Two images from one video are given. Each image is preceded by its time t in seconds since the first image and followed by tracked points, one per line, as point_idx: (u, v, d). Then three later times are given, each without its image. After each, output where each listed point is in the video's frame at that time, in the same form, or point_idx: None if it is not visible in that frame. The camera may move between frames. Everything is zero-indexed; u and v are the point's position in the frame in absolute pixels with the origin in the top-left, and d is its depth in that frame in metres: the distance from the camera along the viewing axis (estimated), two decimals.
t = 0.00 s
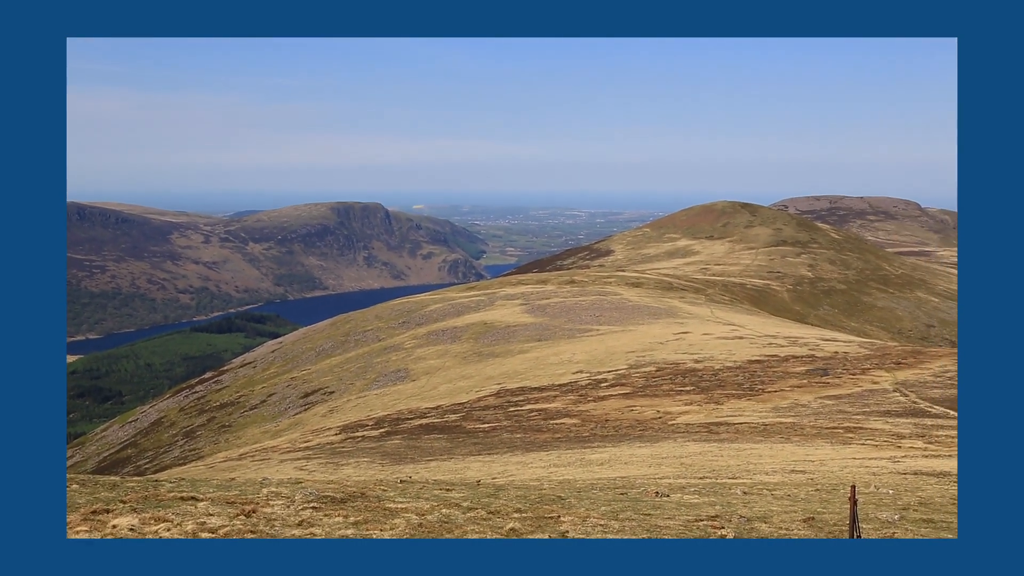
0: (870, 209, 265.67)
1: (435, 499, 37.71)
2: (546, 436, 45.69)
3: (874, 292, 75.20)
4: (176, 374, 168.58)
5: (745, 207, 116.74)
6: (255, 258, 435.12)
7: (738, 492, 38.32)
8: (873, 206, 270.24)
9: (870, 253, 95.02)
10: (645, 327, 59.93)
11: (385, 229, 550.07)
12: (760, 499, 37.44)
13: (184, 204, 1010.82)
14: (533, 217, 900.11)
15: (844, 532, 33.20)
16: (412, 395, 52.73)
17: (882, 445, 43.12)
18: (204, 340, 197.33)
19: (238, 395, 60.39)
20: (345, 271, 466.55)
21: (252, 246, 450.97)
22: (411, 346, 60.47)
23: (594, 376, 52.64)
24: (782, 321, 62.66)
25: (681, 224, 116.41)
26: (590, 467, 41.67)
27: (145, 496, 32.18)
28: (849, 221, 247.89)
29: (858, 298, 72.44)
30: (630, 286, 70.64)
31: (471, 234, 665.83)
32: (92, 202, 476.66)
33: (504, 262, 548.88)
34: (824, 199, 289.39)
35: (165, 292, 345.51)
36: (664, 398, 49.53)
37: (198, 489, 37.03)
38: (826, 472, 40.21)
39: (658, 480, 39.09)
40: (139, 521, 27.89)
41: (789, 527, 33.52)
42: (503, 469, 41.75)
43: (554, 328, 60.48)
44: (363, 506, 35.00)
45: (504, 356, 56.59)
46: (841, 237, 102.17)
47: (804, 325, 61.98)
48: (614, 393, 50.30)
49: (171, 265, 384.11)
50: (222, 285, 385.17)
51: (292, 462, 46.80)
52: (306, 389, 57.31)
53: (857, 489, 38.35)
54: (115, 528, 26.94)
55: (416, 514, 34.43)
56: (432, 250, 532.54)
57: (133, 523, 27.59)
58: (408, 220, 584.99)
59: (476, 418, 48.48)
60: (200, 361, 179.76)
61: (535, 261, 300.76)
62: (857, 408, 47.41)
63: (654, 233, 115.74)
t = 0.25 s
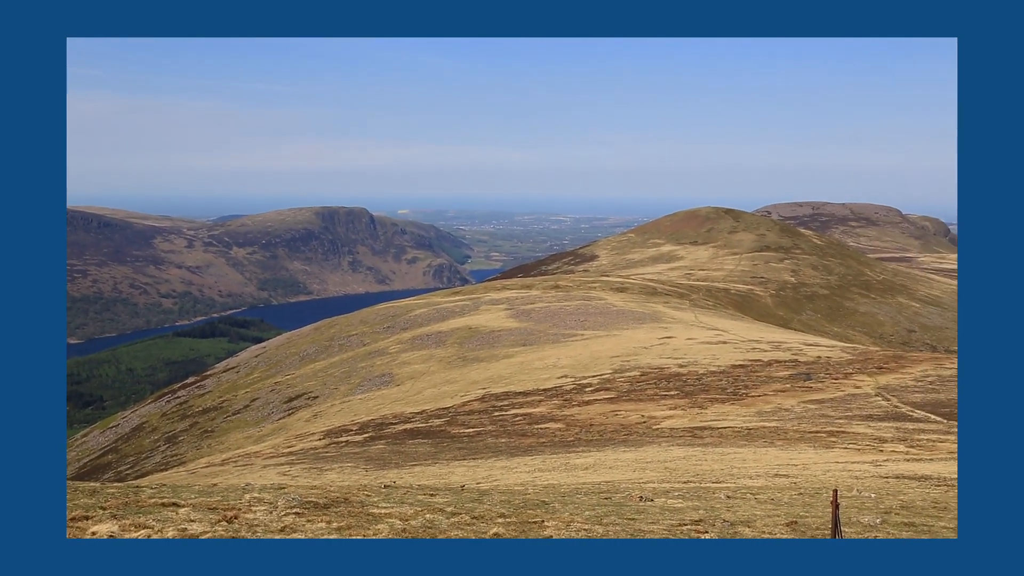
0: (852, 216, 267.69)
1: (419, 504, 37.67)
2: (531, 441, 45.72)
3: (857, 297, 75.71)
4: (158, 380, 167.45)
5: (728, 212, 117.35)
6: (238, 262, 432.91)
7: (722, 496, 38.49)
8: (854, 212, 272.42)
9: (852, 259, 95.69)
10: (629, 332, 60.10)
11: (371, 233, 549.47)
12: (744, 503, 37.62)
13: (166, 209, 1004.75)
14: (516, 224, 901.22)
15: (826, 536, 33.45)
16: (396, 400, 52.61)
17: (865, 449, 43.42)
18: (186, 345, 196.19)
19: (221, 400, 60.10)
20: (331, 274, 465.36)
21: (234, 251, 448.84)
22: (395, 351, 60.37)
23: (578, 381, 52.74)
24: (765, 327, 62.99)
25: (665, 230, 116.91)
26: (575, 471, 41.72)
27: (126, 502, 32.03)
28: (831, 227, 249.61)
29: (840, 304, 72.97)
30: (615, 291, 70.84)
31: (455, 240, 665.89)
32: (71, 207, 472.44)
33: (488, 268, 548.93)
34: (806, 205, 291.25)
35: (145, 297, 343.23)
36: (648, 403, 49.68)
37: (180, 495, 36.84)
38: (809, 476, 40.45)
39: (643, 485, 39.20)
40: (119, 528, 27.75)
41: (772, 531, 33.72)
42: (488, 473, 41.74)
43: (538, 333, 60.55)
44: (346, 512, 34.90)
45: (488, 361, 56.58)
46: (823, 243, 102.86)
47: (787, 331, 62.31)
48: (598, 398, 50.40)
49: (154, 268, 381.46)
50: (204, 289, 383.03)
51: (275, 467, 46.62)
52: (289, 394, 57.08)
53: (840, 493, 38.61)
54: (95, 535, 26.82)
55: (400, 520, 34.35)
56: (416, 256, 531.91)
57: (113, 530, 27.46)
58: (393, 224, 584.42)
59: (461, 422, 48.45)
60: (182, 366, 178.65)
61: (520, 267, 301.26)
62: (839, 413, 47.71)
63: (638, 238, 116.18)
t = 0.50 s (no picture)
0: (835, 217, 268.94)
1: (402, 504, 37.53)
2: (515, 441, 45.65)
3: (840, 298, 76.01)
4: (141, 381, 166.59)
5: (712, 213, 117.66)
6: (220, 264, 431.17)
7: (705, 497, 38.50)
8: (837, 213, 273.59)
9: (835, 260, 96.11)
10: (614, 333, 60.13)
11: (354, 234, 548.93)
12: (727, 503, 37.66)
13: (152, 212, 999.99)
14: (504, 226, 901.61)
15: (808, 535, 33.55)
16: (380, 401, 52.46)
17: (848, 450, 43.55)
18: (170, 346, 195.30)
19: (204, 401, 59.79)
20: (313, 276, 465.33)
21: (218, 252, 447.06)
22: (379, 352, 60.21)
23: (563, 381, 52.72)
24: (749, 327, 63.15)
25: (650, 230, 117.13)
26: (559, 472, 41.67)
27: (108, 503, 31.79)
28: (814, 228, 250.55)
29: (823, 304, 73.22)
30: (599, 292, 70.88)
31: (440, 242, 666.05)
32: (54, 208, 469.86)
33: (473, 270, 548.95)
34: (790, 207, 292.33)
35: (128, 298, 341.29)
36: (632, 403, 49.70)
37: (162, 495, 36.59)
38: (793, 476, 40.52)
39: (627, 485, 39.19)
40: (101, 529, 27.54)
41: (755, 531, 33.77)
42: (472, 474, 41.65)
43: (523, 334, 60.52)
44: (330, 512, 34.76)
45: (472, 362, 56.50)
46: (807, 244, 103.27)
47: (771, 331, 62.49)
48: (583, 399, 50.38)
49: (135, 270, 378.72)
50: (189, 290, 381.51)
51: (259, 468, 46.41)
52: (273, 395, 56.85)
53: (823, 493, 38.69)
54: (76, 536, 26.60)
55: (383, 521, 34.23)
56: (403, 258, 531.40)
57: (95, 531, 27.24)
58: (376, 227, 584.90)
59: (445, 423, 48.34)
60: (165, 367, 177.80)
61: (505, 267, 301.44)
62: (823, 413, 47.84)
63: (622, 239, 116.34)
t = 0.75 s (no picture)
0: (823, 217, 269.34)
1: (388, 506, 37.32)
2: (501, 442, 45.46)
3: (826, 298, 75.99)
4: (125, 381, 165.90)
5: (698, 213, 117.65)
6: (206, 264, 431.10)
7: (691, 498, 38.32)
8: (824, 213, 274.00)
9: (821, 260, 96.18)
10: (600, 334, 59.97)
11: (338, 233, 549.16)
12: (714, 505, 37.48)
13: (145, 212, 997.02)
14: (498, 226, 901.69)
15: (795, 536, 33.42)
16: (367, 401, 52.27)
17: (834, 450, 43.42)
18: (155, 346, 194.72)
19: (190, 402, 59.50)
20: (299, 276, 466.23)
21: (203, 253, 447.98)
22: (366, 353, 60.00)
23: (549, 382, 52.52)
24: (735, 328, 63.05)
25: (635, 230, 117.01)
26: (544, 473, 41.49)
27: (92, 505, 31.50)
28: (801, 228, 250.97)
29: (810, 304, 73.16)
30: (585, 292, 70.71)
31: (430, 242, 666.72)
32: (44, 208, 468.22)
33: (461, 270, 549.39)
34: (777, 206, 292.65)
35: (114, 299, 339.91)
36: (619, 404, 49.52)
37: (146, 497, 36.29)
38: (779, 477, 40.37)
39: (613, 486, 39.01)
40: (86, 530, 27.26)
41: (741, 532, 33.61)
42: (457, 475, 41.48)
43: (509, 335, 60.34)
44: (315, 513, 34.53)
45: (459, 363, 56.32)
46: (793, 244, 103.34)
47: (757, 332, 62.40)
48: (569, 399, 50.19)
49: (125, 270, 377.39)
50: (172, 291, 379.87)
51: (245, 469, 46.16)
52: (260, 396, 56.59)
53: (810, 494, 38.53)
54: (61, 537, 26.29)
55: (369, 522, 34.02)
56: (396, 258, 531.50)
57: (80, 533, 26.96)
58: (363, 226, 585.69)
59: (430, 424, 48.15)
60: (150, 368, 177.12)
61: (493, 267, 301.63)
62: (808, 414, 47.71)
63: (608, 239, 116.18)
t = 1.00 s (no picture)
0: (796, 219, 271.47)
1: (364, 509, 37.18)
2: (478, 444, 45.42)
3: (801, 299, 76.55)
4: (96, 386, 164.16)
5: (674, 215, 118.17)
6: (179, 267, 426.40)
7: (668, 498, 38.48)
8: (798, 215, 276.20)
9: (796, 261, 96.93)
10: (576, 335, 60.06)
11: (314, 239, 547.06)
12: (690, 505, 37.66)
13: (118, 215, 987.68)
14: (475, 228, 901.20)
15: (770, 535, 33.72)
16: (343, 405, 52.04)
17: (809, 450, 43.76)
18: (127, 351, 192.80)
19: (164, 407, 59.00)
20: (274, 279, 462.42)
21: (180, 257, 442.90)
22: (343, 356, 59.76)
23: (526, 384, 52.55)
24: (711, 329, 63.38)
25: (612, 232, 117.35)
26: (521, 475, 41.49)
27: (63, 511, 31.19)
28: (775, 229, 252.75)
29: (785, 305, 73.65)
30: (562, 294, 70.81)
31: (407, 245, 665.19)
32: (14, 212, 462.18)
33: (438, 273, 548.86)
34: (752, 208, 294.53)
35: (86, 303, 335.98)
36: (596, 405, 49.63)
37: (119, 503, 36.00)
38: (755, 477, 40.63)
39: (589, 487, 39.09)
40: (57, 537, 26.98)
41: (716, 531, 33.84)
42: (434, 477, 41.40)
43: (486, 337, 60.31)
44: (290, 518, 34.37)
45: (436, 365, 56.22)
46: (768, 245, 104.03)
47: (733, 332, 62.76)
48: (546, 401, 50.25)
49: (95, 275, 373.07)
50: (146, 293, 376.14)
51: (219, 474, 45.85)
52: (235, 400, 56.21)
53: (785, 493, 38.81)
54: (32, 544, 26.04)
55: (345, 526, 33.91)
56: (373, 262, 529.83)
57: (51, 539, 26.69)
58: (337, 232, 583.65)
59: (407, 427, 48.01)
60: (122, 372, 175.35)
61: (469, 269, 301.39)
62: (784, 414, 48.03)
63: (585, 241, 116.42)
